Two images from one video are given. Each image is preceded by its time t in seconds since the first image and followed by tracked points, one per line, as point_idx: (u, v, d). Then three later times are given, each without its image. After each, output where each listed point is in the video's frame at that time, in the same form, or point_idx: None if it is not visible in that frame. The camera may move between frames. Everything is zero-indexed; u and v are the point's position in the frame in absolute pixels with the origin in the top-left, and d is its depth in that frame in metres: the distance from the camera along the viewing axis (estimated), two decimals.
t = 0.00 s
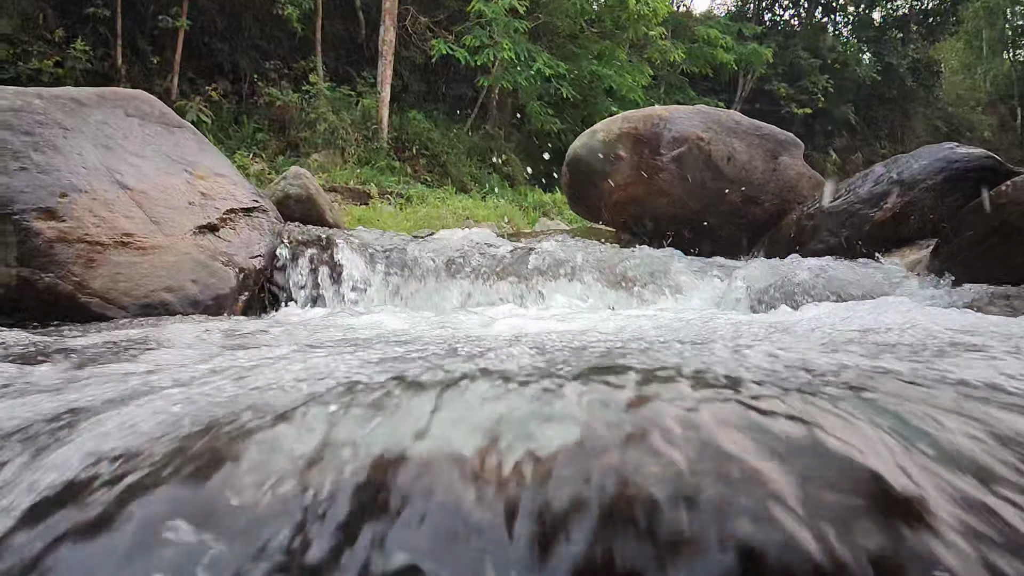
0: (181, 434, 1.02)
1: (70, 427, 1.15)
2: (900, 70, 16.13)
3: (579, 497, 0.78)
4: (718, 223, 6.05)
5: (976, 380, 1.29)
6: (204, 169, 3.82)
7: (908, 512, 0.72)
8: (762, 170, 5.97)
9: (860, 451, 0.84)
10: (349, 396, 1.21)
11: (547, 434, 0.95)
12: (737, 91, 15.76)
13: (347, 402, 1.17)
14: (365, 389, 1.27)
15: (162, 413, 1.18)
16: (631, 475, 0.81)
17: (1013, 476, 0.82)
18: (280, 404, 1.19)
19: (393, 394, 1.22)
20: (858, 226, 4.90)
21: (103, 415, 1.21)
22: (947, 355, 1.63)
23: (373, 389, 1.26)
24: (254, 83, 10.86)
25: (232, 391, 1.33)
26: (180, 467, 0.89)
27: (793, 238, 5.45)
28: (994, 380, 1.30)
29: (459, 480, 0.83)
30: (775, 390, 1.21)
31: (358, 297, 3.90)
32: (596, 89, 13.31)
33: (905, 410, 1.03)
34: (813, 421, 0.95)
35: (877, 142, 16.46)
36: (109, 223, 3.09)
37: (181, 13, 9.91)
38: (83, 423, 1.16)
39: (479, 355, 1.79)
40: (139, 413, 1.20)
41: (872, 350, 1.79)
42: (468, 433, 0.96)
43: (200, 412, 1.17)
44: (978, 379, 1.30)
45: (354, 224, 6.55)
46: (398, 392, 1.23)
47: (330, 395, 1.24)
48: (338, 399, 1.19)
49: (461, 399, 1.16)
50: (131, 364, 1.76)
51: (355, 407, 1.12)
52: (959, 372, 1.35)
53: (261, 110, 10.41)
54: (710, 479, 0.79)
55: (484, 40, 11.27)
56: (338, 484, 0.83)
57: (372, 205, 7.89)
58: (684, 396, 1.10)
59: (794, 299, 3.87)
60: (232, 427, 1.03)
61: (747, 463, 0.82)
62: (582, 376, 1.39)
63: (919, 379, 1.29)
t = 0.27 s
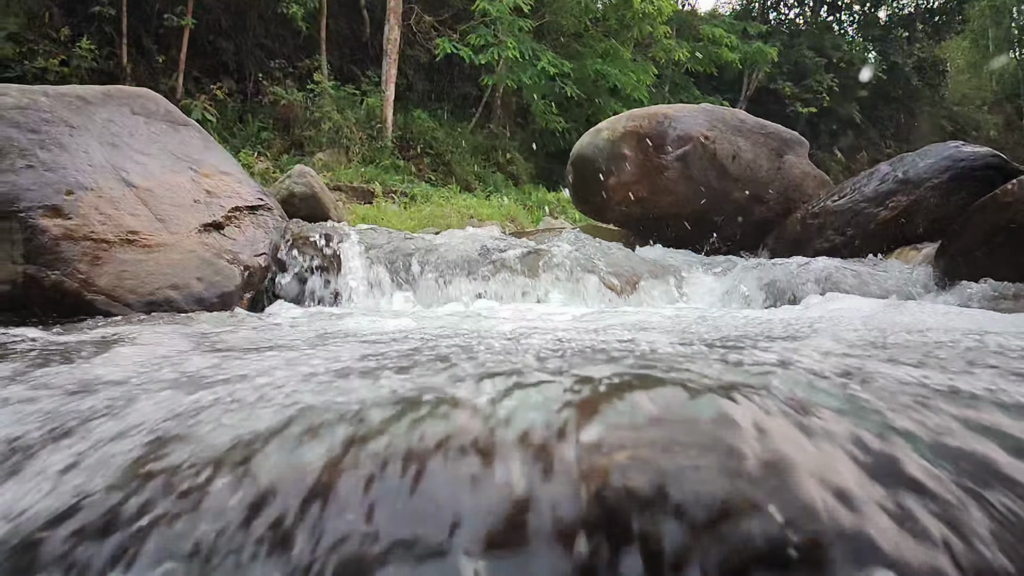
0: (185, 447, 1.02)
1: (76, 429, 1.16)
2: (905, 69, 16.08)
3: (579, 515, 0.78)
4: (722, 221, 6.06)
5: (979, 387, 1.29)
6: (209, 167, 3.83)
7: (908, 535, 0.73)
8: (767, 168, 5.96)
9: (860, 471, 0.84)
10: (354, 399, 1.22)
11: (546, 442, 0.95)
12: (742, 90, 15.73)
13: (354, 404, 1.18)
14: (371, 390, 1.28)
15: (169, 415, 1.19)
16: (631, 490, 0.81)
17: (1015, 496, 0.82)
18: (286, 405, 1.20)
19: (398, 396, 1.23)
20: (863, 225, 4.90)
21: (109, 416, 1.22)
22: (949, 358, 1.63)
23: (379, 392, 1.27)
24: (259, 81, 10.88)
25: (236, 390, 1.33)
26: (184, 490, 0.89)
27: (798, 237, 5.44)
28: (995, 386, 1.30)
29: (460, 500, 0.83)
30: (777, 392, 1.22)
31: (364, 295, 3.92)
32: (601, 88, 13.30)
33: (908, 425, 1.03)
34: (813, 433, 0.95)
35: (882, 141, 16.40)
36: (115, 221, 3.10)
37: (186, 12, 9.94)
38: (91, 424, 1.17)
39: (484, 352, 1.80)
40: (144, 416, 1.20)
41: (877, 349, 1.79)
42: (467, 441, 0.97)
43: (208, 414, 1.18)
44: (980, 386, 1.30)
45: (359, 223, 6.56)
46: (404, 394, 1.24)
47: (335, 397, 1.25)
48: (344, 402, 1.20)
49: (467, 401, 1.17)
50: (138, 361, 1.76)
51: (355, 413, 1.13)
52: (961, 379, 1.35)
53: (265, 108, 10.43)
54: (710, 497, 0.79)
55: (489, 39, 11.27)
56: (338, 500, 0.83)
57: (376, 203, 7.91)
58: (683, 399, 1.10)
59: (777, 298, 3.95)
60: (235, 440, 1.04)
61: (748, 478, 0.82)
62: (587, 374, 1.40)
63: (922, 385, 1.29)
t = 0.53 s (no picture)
0: (176, 460, 1.03)
1: (73, 436, 1.17)
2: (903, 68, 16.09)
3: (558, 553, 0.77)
4: (722, 221, 6.01)
5: (977, 383, 1.29)
6: (208, 168, 3.83)
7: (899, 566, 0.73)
8: (767, 168, 5.94)
9: (851, 493, 0.84)
10: (352, 406, 1.22)
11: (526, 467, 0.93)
12: (740, 90, 15.74)
13: (351, 413, 1.18)
14: (368, 397, 1.28)
15: (168, 420, 1.19)
16: (611, 529, 0.79)
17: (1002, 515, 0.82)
18: (284, 412, 1.20)
19: (395, 404, 1.23)
20: (862, 223, 4.90)
21: (106, 421, 1.22)
22: (947, 353, 1.63)
23: (376, 398, 1.27)
24: (257, 83, 10.89)
25: (231, 396, 1.32)
26: (171, 511, 0.89)
27: (797, 236, 5.44)
28: (993, 383, 1.30)
29: (435, 536, 0.81)
30: (775, 392, 1.22)
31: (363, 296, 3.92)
32: (600, 87, 13.30)
33: (899, 432, 1.03)
34: (805, 451, 0.93)
35: (880, 140, 16.40)
36: (114, 222, 3.10)
37: (184, 14, 9.95)
38: (90, 432, 1.18)
39: (483, 352, 1.79)
40: (140, 423, 1.20)
41: (876, 345, 1.78)
42: (456, 458, 0.95)
43: (207, 420, 1.18)
44: (978, 382, 1.30)
45: (358, 224, 6.57)
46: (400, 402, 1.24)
47: (333, 403, 1.25)
48: (341, 410, 1.20)
49: (465, 409, 1.17)
50: (137, 363, 1.77)
51: (338, 427, 1.11)
52: (959, 376, 1.35)
53: (264, 110, 10.43)
54: (692, 534, 0.77)
55: (486, 39, 11.27)
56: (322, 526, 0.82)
57: (375, 205, 7.91)
58: (672, 412, 1.08)
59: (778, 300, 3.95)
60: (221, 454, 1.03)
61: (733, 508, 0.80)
62: (586, 378, 1.39)
63: (919, 382, 1.29)
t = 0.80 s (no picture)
0: (171, 471, 1.02)
1: (76, 445, 1.17)
2: (905, 68, 16.08)
3: None
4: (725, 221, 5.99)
5: (977, 392, 1.30)
6: (211, 169, 3.84)
7: None
8: (769, 168, 5.93)
9: (850, 507, 0.84)
10: (355, 414, 1.23)
11: (517, 490, 0.91)
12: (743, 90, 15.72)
13: (355, 422, 1.19)
14: (373, 404, 1.29)
15: (172, 430, 1.20)
16: (612, 545, 0.80)
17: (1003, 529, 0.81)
18: (288, 421, 1.21)
19: (399, 412, 1.23)
20: (864, 222, 4.90)
21: (104, 430, 1.22)
22: (949, 358, 1.63)
23: (379, 405, 1.28)
24: (259, 83, 10.89)
25: (235, 404, 1.33)
26: (176, 518, 0.90)
27: (799, 236, 5.43)
28: (992, 391, 1.31)
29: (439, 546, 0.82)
30: (776, 400, 1.22)
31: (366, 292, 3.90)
32: (602, 87, 13.30)
33: (897, 446, 1.03)
34: (804, 465, 0.93)
35: (883, 140, 16.36)
36: (117, 223, 3.10)
37: (186, 15, 9.96)
38: (95, 440, 1.19)
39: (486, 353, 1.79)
40: (139, 433, 1.20)
41: (878, 349, 1.78)
42: (459, 472, 0.96)
43: (211, 429, 1.19)
44: (978, 391, 1.31)
45: (361, 224, 6.58)
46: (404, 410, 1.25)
47: (336, 411, 1.26)
48: (344, 419, 1.21)
49: (467, 419, 1.18)
50: (141, 370, 1.77)
51: (337, 437, 1.11)
52: (959, 383, 1.36)
53: (266, 110, 10.44)
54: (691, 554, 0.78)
55: (489, 40, 11.28)
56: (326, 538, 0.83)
57: (377, 205, 7.92)
58: (668, 428, 1.07)
59: (784, 294, 3.85)
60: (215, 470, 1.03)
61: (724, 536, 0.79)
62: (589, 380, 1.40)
63: (920, 392, 1.30)
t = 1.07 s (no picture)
0: (166, 460, 1.01)
1: (82, 432, 1.17)
2: (907, 67, 16.06)
3: (531, 574, 0.74)
4: (726, 220, 6.01)
5: (979, 391, 1.30)
6: (213, 168, 3.84)
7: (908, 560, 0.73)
8: (770, 167, 5.95)
9: (860, 493, 0.84)
10: (361, 405, 1.23)
11: (523, 476, 0.91)
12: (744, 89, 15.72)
13: (362, 412, 1.19)
14: (379, 395, 1.29)
15: (177, 418, 1.20)
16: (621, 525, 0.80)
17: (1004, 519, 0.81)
18: (294, 409, 1.21)
19: (405, 402, 1.23)
20: (866, 222, 4.89)
21: (100, 421, 1.22)
22: (950, 356, 1.64)
23: (385, 396, 1.28)
24: (261, 83, 10.90)
25: (239, 394, 1.33)
26: (182, 498, 0.89)
27: (801, 235, 5.43)
28: (995, 391, 1.31)
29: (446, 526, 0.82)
30: (780, 396, 1.23)
31: (368, 293, 3.92)
32: (603, 87, 13.30)
33: (903, 439, 1.03)
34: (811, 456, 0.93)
35: (885, 139, 16.34)
36: (120, 222, 3.11)
37: (188, 14, 9.98)
38: (99, 428, 1.19)
39: (489, 349, 1.79)
40: (144, 422, 1.20)
41: (880, 346, 1.79)
42: (467, 458, 0.96)
43: (216, 417, 1.19)
44: (980, 390, 1.31)
45: (363, 224, 6.58)
46: (410, 400, 1.25)
47: (341, 401, 1.26)
48: (349, 409, 1.21)
49: (475, 409, 1.18)
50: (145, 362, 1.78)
51: (344, 426, 1.11)
52: (961, 382, 1.36)
53: (268, 110, 10.45)
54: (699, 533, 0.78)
55: (490, 40, 11.29)
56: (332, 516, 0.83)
57: (378, 205, 7.93)
58: (672, 421, 1.07)
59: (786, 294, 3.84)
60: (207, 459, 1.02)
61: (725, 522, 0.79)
62: (595, 375, 1.40)
63: (923, 389, 1.30)
